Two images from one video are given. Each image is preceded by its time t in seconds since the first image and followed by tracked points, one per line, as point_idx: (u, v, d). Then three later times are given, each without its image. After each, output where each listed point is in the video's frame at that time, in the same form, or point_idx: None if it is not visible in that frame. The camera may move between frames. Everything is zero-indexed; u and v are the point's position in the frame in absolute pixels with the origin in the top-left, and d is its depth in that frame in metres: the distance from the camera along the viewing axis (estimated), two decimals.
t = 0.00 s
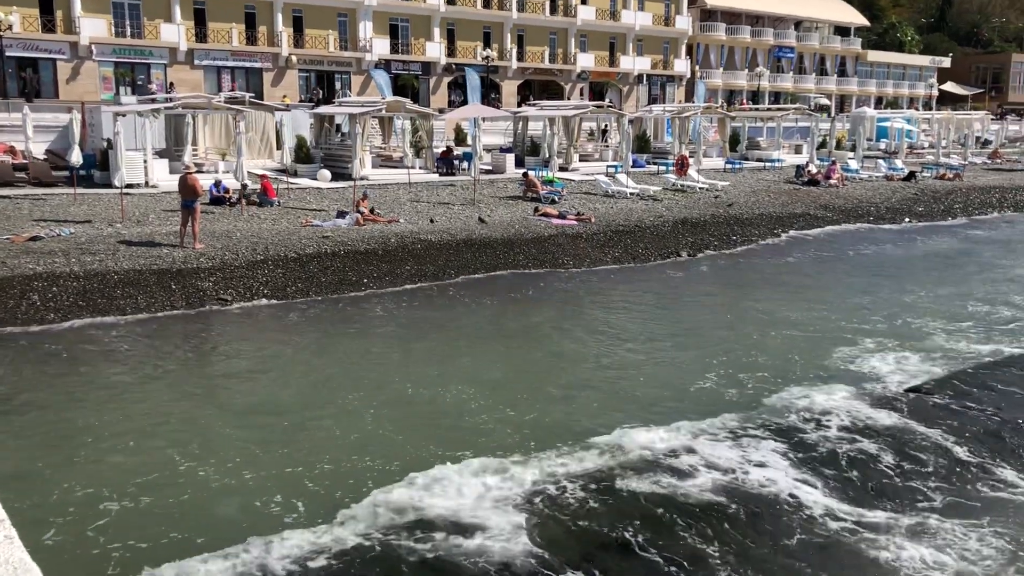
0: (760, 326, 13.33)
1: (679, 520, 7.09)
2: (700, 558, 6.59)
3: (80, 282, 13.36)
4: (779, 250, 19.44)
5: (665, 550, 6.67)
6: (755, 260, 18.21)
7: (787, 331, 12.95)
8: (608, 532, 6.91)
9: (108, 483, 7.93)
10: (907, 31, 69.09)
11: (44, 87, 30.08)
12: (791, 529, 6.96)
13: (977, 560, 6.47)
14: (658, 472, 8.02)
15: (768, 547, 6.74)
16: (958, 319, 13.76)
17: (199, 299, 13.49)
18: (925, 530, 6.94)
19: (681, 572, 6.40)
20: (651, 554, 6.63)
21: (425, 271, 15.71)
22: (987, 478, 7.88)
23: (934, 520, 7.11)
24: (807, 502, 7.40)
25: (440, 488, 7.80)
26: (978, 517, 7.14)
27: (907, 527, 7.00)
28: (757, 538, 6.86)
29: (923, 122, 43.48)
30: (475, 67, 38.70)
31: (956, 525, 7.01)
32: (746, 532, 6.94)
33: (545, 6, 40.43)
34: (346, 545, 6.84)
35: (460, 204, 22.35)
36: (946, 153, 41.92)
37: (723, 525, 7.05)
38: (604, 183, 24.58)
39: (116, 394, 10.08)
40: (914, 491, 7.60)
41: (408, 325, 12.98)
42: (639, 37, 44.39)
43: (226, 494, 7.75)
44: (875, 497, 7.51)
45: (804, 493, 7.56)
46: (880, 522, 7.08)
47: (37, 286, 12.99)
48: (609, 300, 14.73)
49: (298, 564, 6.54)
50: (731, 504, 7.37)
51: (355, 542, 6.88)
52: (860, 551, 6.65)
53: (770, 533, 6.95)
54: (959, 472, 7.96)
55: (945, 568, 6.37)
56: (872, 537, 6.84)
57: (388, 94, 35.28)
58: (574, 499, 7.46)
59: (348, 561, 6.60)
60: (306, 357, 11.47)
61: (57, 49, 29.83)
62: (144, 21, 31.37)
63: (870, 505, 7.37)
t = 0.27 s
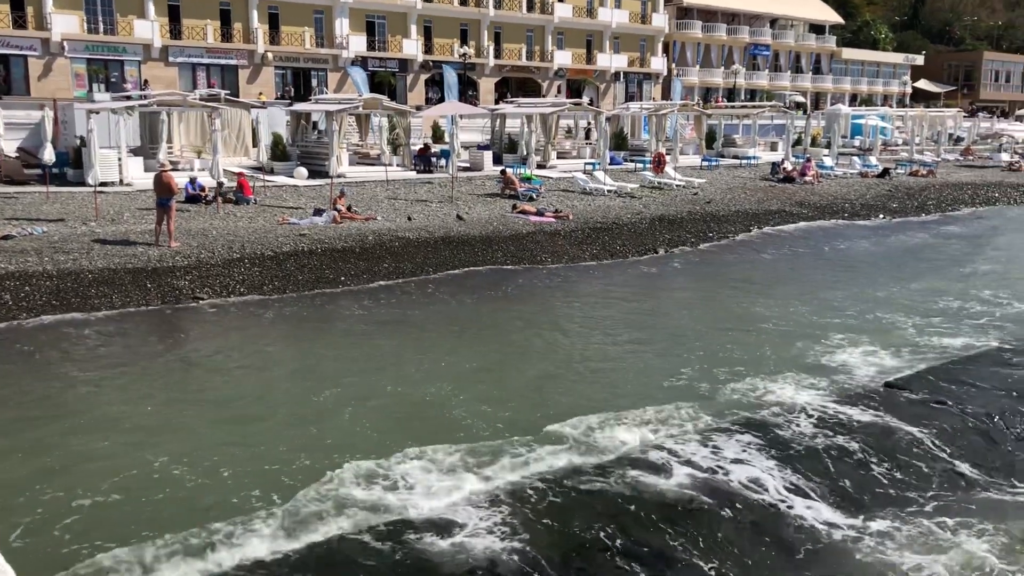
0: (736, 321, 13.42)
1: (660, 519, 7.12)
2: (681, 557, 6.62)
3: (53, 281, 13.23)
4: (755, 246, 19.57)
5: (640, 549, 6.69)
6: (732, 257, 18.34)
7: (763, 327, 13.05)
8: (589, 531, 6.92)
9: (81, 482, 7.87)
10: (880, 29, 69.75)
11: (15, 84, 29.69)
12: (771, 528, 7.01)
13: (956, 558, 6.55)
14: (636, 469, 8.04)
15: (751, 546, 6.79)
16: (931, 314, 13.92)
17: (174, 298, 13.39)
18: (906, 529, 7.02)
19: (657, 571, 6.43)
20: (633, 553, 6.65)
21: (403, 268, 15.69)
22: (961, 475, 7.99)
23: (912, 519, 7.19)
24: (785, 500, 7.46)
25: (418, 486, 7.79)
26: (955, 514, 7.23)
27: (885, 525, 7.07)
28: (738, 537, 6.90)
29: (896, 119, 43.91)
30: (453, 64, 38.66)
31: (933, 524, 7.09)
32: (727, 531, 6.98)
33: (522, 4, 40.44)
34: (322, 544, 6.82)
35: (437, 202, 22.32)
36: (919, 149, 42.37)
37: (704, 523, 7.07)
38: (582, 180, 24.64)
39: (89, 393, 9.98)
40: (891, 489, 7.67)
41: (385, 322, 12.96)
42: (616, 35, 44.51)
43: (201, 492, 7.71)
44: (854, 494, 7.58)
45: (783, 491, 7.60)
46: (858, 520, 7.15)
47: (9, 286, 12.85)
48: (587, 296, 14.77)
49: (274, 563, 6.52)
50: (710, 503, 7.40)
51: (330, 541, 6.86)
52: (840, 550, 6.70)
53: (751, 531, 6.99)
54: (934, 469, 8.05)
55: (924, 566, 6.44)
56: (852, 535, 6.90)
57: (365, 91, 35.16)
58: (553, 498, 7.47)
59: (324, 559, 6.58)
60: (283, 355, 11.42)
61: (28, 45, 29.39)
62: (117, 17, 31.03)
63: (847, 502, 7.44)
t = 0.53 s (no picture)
0: (705, 322, 13.52)
1: (633, 518, 7.10)
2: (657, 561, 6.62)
3: (17, 287, 13.02)
4: (723, 248, 19.74)
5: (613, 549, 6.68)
6: (700, 259, 18.48)
7: (732, 327, 13.15)
8: (564, 531, 6.89)
9: (46, 489, 7.74)
10: (844, 34, 70.72)
11: None
12: (745, 531, 7.04)
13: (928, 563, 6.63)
14: (607, 471, 8.03)
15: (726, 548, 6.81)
16: (897, 314, 14.12)
17: (142, 303, 13.23)
18: (876, 534, 7.09)
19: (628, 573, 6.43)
20: (608, 555, 6.63)
21: (373, 272, 15.62)
22: (927, 476, 8.09)
23: (882, 523, 7.26)
24: (757, 501, 7.49)
25: (389, 490, 7.74)
26: (923, 519, 7.32)
27: (856, 531, 7.13)
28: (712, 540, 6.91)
29: (861, 123, 44.53)
30: (422, 68, 38.62)
31: (903, 528, 7.16)
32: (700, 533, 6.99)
33: (491, 7, 40.49)
34: (292, 548, 6.75)
35: (407, 205, 22.26)
36: (883, 152, 42.99)
37: (678, 523, 7.07)
38: (552, 184, 24.69)
39: (54, 399, 9.83)
40: (861, 492, 7.74)
41: (355, 325, 12.89)
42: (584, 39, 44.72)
43: (169, 497, 7.62)
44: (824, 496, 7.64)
45: (754, 490, 7.65)
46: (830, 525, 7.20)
47: None
48: (557, 299, 14.80)
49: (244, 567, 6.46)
50: (684, 502, 7.40)
51: (300, 546, 6.79)
52: (813, 557, 6.75)
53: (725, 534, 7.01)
54: (902, 470, 8.14)
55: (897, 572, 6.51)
56: (824, 542, 6.95)
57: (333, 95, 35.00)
58: (526, 499, 7.44)
59: (294, 562, 6.51)
60: (252, 360, 11.31)
61: None
62: (80, 19, 30.60)
63: (817, 504, 7.49)
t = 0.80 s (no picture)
0: (665, 327, 13.56)
1: (599, 520, 7.06)
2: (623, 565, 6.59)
3: None
4: (682, 253, 19.86)
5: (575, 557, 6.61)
6: (660, 264, 18.58)
7: (692, 332, 13.20)
8: (530, 535, 6.82)
9: None
10: (799, 42, 71.79)
11: None
12: (706, 537, 7.01)
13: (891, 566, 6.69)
14: (570, 476, 7.99)
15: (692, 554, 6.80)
16: (853, 318, 14.28)
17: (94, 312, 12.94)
18: (835, 536, 7.12)
19: None
20: (575, 561, 6.57)
21: (331, 279, 15.45)
22: (884, 478, 8.15)
23: (843, 525, 7.32)
24: (721, 503, 7.50)
25: (349, 499, 7.62)
26: (883, 519, 7.40)
27: (819, 533, 7.18)
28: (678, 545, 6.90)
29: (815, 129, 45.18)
30: (380, 73, 38.43)
31: (865, 530, 7.22)
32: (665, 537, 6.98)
33: (449, 13, 40.42)
34: (247, 560, 6.59)
35: (366, 211, 22.10)
36: (837, 159, 43.65)
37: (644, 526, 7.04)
38: (511, 190, 24.69)
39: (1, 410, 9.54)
40: (822, 493, 7.80)
41: (313, 333, 12.73)
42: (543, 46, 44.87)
43: (121, 509, 7.43)
44: (787, 498, 7.68)
45: (714, 494, 7.62)
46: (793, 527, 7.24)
47: None
48: (517, 304, 14.77)
49: None
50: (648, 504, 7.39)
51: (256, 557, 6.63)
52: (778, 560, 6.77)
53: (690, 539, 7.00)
54: (861, 470, 8.22)
55: None
56: (788, 545, 6.99)
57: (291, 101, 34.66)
58: (491, 504, 7.35)
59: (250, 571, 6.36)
60: (208, 368, 11.10)
61: None
62: (29, 22, 29.93)
63: (779, 506, 7.53)
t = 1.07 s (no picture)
0: (620, 330, 13.62)
1: (558, 525, 7.05)
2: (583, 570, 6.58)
3: None
4: (637, 258, 19.99)
5: (531, 560, 6.60)
6: (615, 269, 18.67)
7: (648, 336, 13.27)
8: (489, 540, 6.79)
9: None
10: (750, 50, 72.84)
11: None
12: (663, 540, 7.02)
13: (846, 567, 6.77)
14: (528, 481, 7.98)
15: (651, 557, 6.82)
16: (804, 321, 14.50)
17: (41, 319, 12.65)
18: (792, 537, 7.19)
19: None
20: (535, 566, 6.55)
21: (285, 285, 15.28)
22: (837, 479, 8.26)
23: (799, 527, 7.40)
24: (679, 505, 7.53)
25: (304, 506, 7.53)
26: (837, 520, 7.49)
27: (775, 533, 7.25)
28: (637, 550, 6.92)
29: (766, 136, 45.83)
30: (335, 77, 38.17)
31: (820, 531, 7.31)
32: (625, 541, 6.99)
33: (404, 18, 40.28)
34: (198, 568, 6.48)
35: (320, 216, 21.89)
36: (788, 165, 44.32)
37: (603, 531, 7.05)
38: (467, 195, 24.64)
39: None
40: (777, 495, 7.88)
41: (266, 338, 12.57)
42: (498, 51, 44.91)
43: (66, 517, 7.26)
44: (742, 499, 7.75)
45: (671, 496, 7.67)
46: (750, 529, 7.30)
47: None
48: (473, 309, 14.74)
49: None
50: (607, 508, 7.40)
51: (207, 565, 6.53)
52: (736, 561, 6.82)
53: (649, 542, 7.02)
54: (814, 472, 8.33)
55: None
56: (745, 546, 7.04)
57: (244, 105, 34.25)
58: (449, 509, 7.31)
59: None
60: (159, 375, 10.90)
61: None
62: None
63: (735, 508, 7.59)
